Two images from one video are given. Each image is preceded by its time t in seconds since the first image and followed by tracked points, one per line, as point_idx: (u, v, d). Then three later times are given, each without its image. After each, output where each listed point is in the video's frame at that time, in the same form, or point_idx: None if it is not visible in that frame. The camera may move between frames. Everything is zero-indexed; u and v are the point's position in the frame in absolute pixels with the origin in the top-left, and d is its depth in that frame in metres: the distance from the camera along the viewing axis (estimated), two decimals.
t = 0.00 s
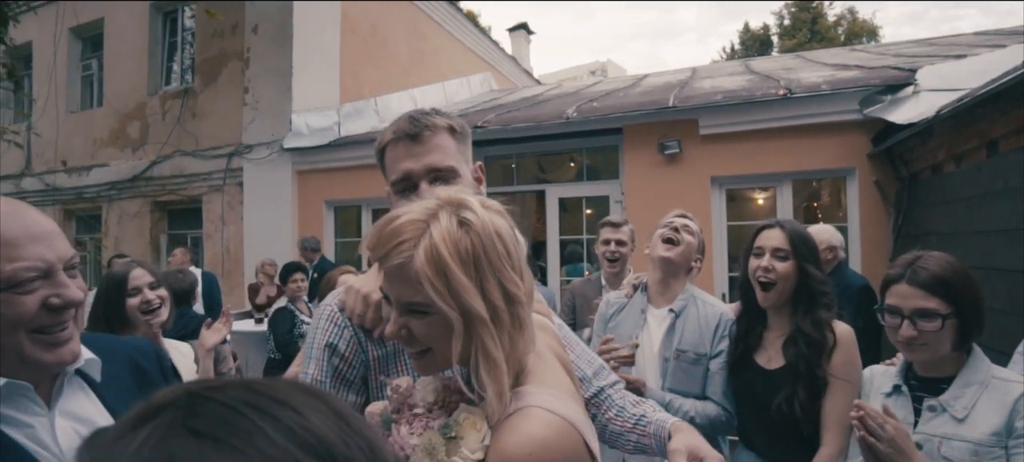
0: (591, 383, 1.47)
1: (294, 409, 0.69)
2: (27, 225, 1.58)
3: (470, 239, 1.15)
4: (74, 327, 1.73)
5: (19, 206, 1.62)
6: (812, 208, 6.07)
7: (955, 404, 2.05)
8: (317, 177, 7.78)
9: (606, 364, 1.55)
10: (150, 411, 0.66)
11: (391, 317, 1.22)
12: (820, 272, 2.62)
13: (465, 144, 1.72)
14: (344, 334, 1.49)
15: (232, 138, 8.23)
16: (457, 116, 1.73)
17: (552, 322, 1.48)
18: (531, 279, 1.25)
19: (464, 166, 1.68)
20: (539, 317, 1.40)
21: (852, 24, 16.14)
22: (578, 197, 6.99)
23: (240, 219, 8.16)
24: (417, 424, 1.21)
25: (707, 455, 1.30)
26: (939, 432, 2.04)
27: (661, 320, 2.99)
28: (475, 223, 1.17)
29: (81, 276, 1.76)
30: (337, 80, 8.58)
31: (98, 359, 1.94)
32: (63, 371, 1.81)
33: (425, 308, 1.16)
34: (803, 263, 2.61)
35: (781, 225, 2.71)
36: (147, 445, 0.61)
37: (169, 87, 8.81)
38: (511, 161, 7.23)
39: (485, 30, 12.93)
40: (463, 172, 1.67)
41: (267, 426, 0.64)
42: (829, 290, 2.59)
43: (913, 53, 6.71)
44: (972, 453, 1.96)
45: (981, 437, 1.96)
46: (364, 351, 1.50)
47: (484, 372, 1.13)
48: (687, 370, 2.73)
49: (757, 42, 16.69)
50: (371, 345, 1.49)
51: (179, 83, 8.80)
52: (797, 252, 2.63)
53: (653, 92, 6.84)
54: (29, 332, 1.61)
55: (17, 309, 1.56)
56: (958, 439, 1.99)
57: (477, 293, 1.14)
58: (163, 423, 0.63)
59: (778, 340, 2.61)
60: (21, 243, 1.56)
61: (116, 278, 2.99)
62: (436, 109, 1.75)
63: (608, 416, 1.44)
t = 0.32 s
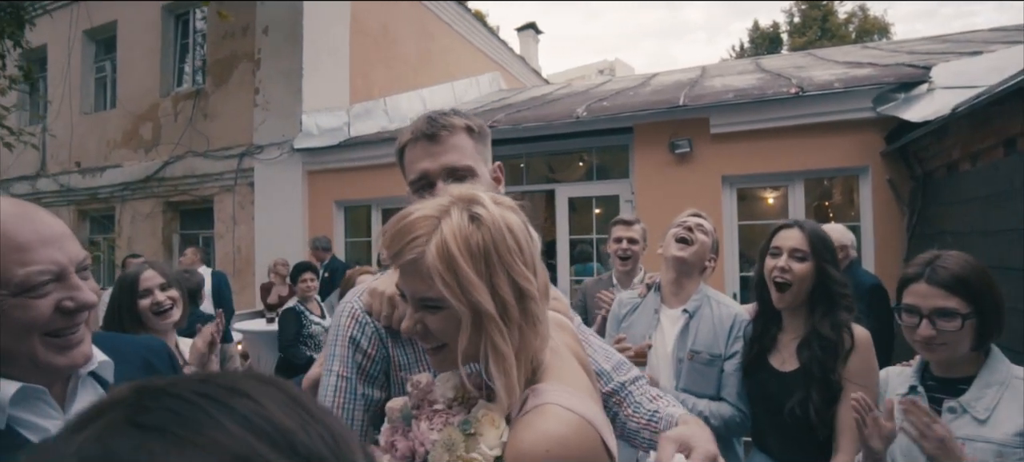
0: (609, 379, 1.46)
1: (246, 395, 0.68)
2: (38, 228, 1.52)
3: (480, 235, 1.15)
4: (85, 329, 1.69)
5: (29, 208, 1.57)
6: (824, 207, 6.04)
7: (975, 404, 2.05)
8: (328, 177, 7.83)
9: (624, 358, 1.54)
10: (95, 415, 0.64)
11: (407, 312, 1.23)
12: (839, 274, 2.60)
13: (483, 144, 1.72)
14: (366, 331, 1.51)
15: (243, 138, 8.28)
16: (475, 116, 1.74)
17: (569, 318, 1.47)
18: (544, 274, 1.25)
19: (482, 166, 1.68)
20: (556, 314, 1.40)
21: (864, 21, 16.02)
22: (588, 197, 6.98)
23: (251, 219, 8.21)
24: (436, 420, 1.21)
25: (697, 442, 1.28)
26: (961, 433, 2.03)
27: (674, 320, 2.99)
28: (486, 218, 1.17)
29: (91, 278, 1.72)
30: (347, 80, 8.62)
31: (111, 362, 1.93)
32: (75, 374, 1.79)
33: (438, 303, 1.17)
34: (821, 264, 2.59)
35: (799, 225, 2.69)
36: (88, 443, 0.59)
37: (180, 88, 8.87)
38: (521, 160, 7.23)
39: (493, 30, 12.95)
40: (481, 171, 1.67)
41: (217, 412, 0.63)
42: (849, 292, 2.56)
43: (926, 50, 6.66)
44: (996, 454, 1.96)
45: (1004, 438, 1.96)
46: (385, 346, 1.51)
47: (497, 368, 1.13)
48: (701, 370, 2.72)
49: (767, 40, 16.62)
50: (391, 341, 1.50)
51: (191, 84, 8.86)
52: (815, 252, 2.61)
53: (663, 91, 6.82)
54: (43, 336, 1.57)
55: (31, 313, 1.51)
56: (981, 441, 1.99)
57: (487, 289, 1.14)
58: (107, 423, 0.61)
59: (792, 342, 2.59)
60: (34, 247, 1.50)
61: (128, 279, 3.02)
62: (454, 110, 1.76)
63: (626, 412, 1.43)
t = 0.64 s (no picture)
0: (622, 373, 1.42)
1: (197, 391, 0.66)
2: (49, 229, 1.53)
3: (493, 234, 1.15)
4: (98, 332, 1.69)
5: (45, 212, 1.59)
6: (834, 207, 6.01)
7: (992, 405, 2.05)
8: (336, 178, 7.86)
9: (641, 355, 1.50)
10: (46, 401, 0.65)
11: (422, 311, 1.24)
12: (853, 277, 2.58)
13: (497, 145, 1.72)
14: (381, 332, 1.51)
15: (252, 139, 8.33)
16: (489, 117, 1.74)
17: (583, 319, 1.46)
18: (559, 274, 1.25)
19: (496, 166, 1.68)
20: (573, 315, 1.39)
21: (873, 19, 15.93)
22: (596, 197, 6.97)
23: (260, 219, 8.25)
24: (453, 420, 1.21)
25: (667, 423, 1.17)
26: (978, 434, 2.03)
27: (685, 322, 2.98)
28: (499, 218, 1.17)
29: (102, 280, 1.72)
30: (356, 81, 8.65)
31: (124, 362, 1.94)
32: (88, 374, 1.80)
33: (451, 302, 1.18)
34: (836, 267, 2.56)
35: (813, 228, 2.67)
36: (26, 438, 0.59)
37: (190, 90, 8.92)
38: (529, 160, 7.23)
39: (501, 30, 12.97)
40: (495, 171, 1.66)
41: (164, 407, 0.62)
42: (863, 295, 2.54)
43: (937, 48, 6.62)
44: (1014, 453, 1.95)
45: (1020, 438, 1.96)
46: (401, 348, 1.51)
47: (511, 367, 1.13)
48: (713, 372, 2.71)
49: (775, 39, 16.56)
50: (406, 342, 1.50)
51: (201, 85, 8.91)
52: (830, 255, 2.58)
53: (671, 90, 6.81)
54: (57, 339, 1.57)
55: (46, 316, 1.52)
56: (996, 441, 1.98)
57: (500, 289, 1.14)
58: (49, 414, 0.61)
59: (804, 345, 2.57)
60: (47, 249, 1.51)
61: (140, 281, 3.04)
62: (468, 111, 1.76)
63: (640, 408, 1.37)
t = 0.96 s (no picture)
0: (638, 371, 1.43)
1: (112, 386, 0.65)
2: (60, 227, 1.51)
3: (509, 236, 1.15)
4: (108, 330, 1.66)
5: (57, 212, 1.57)
6: (842, 207, 5.99)
7: (1010, 408, 2.03)
8: (344, 178, 7.88)
9: (657, 350, 1.50)
10: None
11: (435, 312, 1.25)
12: (866, 282, 2.56)
13: (510, 147, 1.71)
14: (394, 334, 1.51)
15: (260, 139, 8.36)
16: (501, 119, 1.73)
17: (598, 320, 1.45)
18: (574, 276, 1.24)
19: (509, 170, 1.67)
20: (588, 317, 1.38)
21: (882, 16, 15.85)
22: (604, 197, 6.96)
23: (269, 219, 8.27)
24: (465, 421, 1.17)
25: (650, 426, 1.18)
26: (995, 437, 2.02)
27: (696, 323, 2.97)
28: (514, 219, 1.16)
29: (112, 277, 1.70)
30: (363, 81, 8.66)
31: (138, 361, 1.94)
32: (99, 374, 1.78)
33: (465, 303, 1.18)
34: (849, 274, 2.55)
35: (826, 232, 2.65)
36: None
37: (199, 90, 8.96)
38: (536, 160, 7.23)
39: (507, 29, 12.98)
40: (507, 175, 1.66)
41: (67, 412, 0.61)
42: (876, 303, 2.52)
43: (948, 46, 6.58)
44: None
45: None
46: (412, 349, 1.51)
47: (525, 368, 1.13)
48: (724, 374, 2.70)
49: (782, 38, 16.50)
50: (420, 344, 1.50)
51: (209, 86, 8.95)
52: (842, 261, 2.56)
53: (678, 90, 6.79)
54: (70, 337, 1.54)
55: (60, 314, 1.49)
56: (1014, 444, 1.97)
57: (515, 289, 1.14)
58: None
59: (815, 352, 2.55)
60: (58, 247, 1.49)
61: (152, 284, 3.06)
62: (482, 114, 1.75)
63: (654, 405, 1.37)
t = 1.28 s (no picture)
0: (647, 369, 1.42)
1: None
2: (72, 224, 1.48)
3: (515, 236, 1.15)
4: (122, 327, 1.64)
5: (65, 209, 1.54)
6: (849, 206, 5.97)
7: None
8: (348, 178, 7.89)
9: (666, 347, 1.47)
10: None
11: (442, 311, 1.24)
12: (874, 283, 2.54)
13: (516, 148, 1.71)
14: (403, 335, 1.52)
15: (266, 140, 8.37)
16: (507, 120, 1.72)
17: (608, 320, 1.44)
18: (580, 275, 1.24)
19: (515, 171, 1.67)
20: (597, 316, 1.38)
21: (886, 15, 15.80)
22: (609, 197, 6.95)
23: (274, 219, 8.28)
24: (470, 420, 1.17)
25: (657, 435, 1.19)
26: (1010, 438, 2.01)
27: (703, 324, 2.96)
28: (521, 219, 1.16)
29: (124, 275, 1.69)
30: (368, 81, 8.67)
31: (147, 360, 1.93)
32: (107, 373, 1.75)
33: (472, 303, 1.18)
34: (857, 273, 2.54)
35: (834, 232, 2.63)
36: None
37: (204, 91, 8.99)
38: (540, 160, 7.22)
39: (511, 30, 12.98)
40: (513, 176, 1.66)
41: None
42: (883, 304, 2.50)
43: (954, 45, 6.55)
44: None
45: None
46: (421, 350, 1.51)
47: (533, 367, 1.14)
48: (731, 375, 2.70)
49: (786, 37, 16.45)
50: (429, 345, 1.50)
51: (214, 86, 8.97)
52: (851, 261, 2.55)
53: (683, 89, 6.77)
54: (83, 333, 1.52)
55: (72, 310, 1.46)
56: None
57: (522, 288, 1.14)
58: None
59: (822, 352, 2.54)
60: (70, 243, 1.46)
61: (164, 285, 3.07)
62: (488, 116, 1.75)
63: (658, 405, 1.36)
